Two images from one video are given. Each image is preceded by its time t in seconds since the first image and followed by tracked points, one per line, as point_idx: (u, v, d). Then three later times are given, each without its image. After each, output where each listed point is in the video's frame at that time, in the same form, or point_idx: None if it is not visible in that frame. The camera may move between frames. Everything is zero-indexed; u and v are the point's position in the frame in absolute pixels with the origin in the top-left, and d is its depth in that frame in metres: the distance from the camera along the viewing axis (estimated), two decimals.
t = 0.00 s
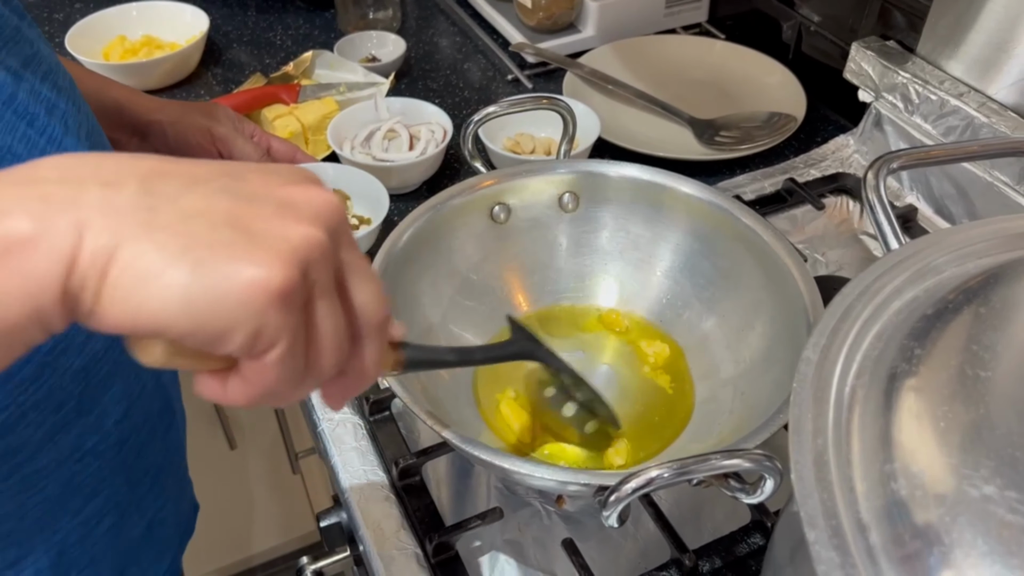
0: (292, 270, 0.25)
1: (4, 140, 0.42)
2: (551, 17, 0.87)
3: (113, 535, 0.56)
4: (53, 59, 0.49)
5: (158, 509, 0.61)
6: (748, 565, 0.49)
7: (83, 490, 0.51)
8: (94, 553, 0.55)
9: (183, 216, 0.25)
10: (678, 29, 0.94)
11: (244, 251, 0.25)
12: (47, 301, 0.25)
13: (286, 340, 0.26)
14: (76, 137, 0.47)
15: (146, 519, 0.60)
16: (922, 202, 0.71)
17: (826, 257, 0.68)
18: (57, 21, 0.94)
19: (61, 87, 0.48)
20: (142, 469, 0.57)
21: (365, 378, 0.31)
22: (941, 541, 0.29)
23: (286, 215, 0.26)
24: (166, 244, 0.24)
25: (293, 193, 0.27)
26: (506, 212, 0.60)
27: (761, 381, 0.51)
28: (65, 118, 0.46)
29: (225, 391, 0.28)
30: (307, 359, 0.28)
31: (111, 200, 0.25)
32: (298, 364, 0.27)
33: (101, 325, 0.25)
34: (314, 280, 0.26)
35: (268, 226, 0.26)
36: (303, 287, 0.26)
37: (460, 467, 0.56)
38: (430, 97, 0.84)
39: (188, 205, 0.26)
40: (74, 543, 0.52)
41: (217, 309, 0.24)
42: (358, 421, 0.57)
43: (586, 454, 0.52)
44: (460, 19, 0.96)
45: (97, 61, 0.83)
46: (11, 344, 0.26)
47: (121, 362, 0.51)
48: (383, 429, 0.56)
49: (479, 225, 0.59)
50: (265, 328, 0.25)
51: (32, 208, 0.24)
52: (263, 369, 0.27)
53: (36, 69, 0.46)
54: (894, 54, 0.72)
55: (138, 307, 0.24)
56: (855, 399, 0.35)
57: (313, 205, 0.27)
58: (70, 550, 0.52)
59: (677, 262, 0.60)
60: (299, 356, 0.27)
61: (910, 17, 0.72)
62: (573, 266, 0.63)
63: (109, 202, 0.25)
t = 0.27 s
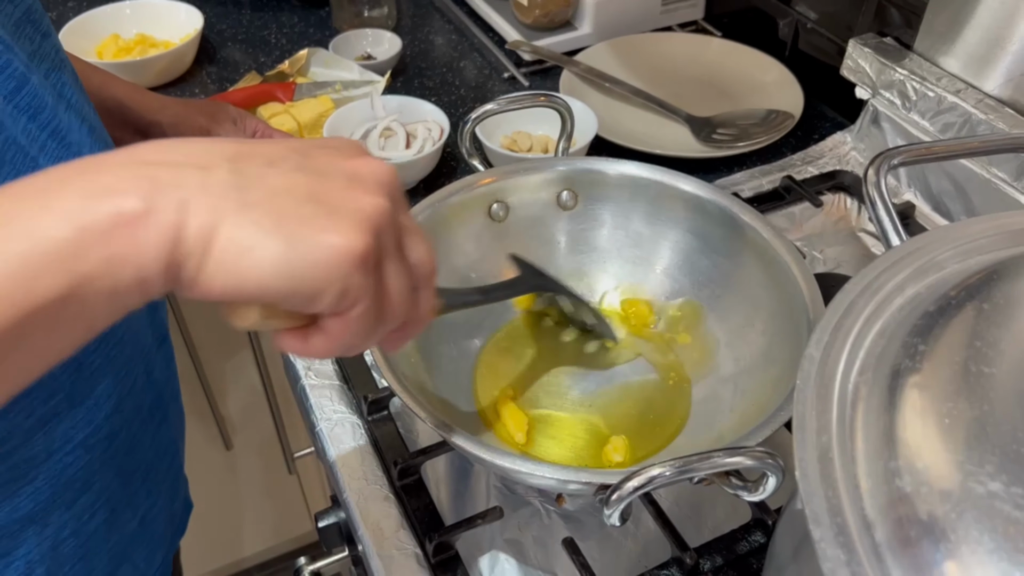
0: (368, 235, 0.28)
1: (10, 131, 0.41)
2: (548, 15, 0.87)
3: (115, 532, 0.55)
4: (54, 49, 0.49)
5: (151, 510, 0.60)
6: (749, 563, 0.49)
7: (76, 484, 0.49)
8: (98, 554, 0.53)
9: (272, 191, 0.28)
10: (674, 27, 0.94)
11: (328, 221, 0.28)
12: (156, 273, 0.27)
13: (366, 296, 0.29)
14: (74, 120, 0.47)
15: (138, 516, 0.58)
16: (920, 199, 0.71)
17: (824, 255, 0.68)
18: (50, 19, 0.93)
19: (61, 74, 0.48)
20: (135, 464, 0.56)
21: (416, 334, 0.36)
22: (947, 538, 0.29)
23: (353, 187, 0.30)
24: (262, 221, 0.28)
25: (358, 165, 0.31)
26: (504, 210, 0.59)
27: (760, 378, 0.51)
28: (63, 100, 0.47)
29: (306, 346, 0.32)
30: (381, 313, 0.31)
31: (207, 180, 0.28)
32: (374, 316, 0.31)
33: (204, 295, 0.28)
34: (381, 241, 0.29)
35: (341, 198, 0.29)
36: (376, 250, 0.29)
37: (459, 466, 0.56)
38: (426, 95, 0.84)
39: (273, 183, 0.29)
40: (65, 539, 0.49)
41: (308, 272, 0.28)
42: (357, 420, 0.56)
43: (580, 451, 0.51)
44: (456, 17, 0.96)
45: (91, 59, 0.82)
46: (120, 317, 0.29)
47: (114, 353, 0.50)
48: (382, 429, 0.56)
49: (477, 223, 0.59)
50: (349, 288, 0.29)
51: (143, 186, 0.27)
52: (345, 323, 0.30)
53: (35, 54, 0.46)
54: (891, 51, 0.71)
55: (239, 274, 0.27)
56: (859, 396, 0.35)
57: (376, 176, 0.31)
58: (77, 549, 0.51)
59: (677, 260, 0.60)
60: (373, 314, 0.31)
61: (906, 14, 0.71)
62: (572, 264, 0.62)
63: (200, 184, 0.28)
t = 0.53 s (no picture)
0: (406, 259, 0.30)
1: None
2: (542, 12, 0.87)
3: (89, 526, 0.54)
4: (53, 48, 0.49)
5: (130, 510, 0.59)
6: (746, 561, 0.48)
7: (53, 487, 0.48)
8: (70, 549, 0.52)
9: (312, 216, 0.30)
10: (668, 25, 0.94)
11: (368, 246, 0.30)
12: (192, 295, 0.29)
13: (404, 322, 0.32)
14: (68, 112, 0.47)
15: (120, 519, 0.57)
16: (915, 196, 0.71)
17: (819, 252, 0.68)
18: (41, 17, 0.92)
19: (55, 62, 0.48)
20: (117, 466, 0.55)
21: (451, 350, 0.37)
22: (946, 535, 0.29)
23: (392, 213, 0.31)
24: (297, 246, 0.29)
25: (397, 190, 0.32)
26: (500, 207, 0.59)
27: (756, 376, 0.51)
28: (57, 90, 0.46)
29: (343, 366, 0.35)
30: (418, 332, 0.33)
31: (245, 204, 0.29)
32: (409, 339, 0.33)
33: (247, 315, 0.30)
34: (416, 267, 0.31)
35: (381, 223, 0.31)
36: (413, 272, 0.31)
37: (455, 465, 0.56)
38: (420, 92, 0.84)
39: (312, 208, 0.30)
40: (40, 543, 0.49)
41: (347, 297, 0.29)
42: (352, 419, 0.56)
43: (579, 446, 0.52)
44: (449, 15, 0.96)
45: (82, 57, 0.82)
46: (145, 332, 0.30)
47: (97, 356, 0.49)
48: (376, 427, 0.55)
49: (472, 221, 0.59)
50: (387, 312, 0.30)
51: (180, 211, 0.28)
52: (384, 346, 0.33)
53: (32, 43, 0.46)
54: (885, 48, 0.71)
55: (282, 298, 0.29)
56: (857, 394, 0.35)
57: (410, 195, 0.32)
58: (44, 543, 0.50)
59: (673, 257, 0.60)
60: (411, 336, 0.33)
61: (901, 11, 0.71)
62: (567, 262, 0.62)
63: (241, 210, 0.29)
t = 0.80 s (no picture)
0: (379, 244, 0.25)
1: None
2: (537, 11, 0.87)
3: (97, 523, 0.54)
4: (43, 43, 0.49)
5: (135, 511, 0.59)
6: (744, 561, 0.48)
7: (60, 482, 0.48)
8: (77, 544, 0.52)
9: (262, 191, 0.26)
10: (663, 24, 0.94)
11: (331, 222, 0.25)
12: (115, 286, 0.25)
13: (380, 318, 0.26)
14: (45, 124, 0.45)
15: (124, 514, 0.57)
16: (910, 195, 0.71)
17: (815, 251, 0.68)
18: (33, 17, 0.92)
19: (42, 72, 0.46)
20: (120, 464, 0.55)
21: (437, 375, 0.31)
22: (946, 535, 0.29)
23: (364, 191, 0.27)
24: (237, 225, 0.24)
25: (373, 169, 0.28)
26: (495, 208, 0.59)
27: (754, 375, 0.51)
28: (37, 99, 0.44)
29: (314, 387, 0.29)
30: (397, 341, 0.27)
31: (182, 178, 0.25)
32: (387, 348, 0.27)
33: (177, 315, 0.25)
34: (393, 258, 0.26)
35: (348, 200, 0.26)
36: (389, 263, 0.26)
37: (452, 465, 0.55)
38: (415, 92, 0.83)
39: (266, 183, 0.26)
40: (48, 537, 0.49)
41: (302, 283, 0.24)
42: (348, 421, 0.56)
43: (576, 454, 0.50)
44: (444, 14, 0.95)
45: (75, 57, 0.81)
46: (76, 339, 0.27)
47: (101, 350, 0.50)
48: (373, 429, 0.55)
49: (468, 221, 0.58)
50: (356, 305, 0.25)
51: (97, 184, 0.25)
52: (353, 352, 0.27)
53: (22, 50, 0.44)
54: (881, 47, 0.72)
55: (222, 287, 0.24)
56: (855, 393, 0.35)
57: (389, 179, 0.28)
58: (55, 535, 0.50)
59: (670, 257, 0.60)
60: (388, 346, 0.27)
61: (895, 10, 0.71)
62: (564, 262, 0.62)
63: (170, 185, 0.25)
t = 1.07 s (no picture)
0: (431, 187, 0.26)
1: None
2: (534, 12, 0.87)
3: (60, 525, 0.53)
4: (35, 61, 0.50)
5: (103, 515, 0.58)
6: (744, 564, 0.48)
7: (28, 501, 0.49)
8: (38, 546, 0.52)
9: (308, 121, 0.26)
10: (660, 25, 0.94)
11: (389, 162, 0.26)
12: (140, 200, 0.23)
13: (428, 267, 0.26)
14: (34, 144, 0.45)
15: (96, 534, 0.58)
16: (907, 196, 0.71)
17: (813, 252, 0.68)
18: (27, 18, 0.91)
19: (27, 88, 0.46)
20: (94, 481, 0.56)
21: (442, 377, 0.33)
22: (948, 540, 0.29)
23: (414, 146, 0.29)
24: (279, 153, 0.24)
25: (411, 134, 0.30)
26: (494, 210, 0.59)
27: (753, 378, 0.51)
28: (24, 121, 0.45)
29: (334, 361, 0.29)
30: (439, 309, 0.28)
31: (216, 92, 0.25)
32: (426, 310, 0.27)
33: (202, 247, 0.24)
34: (444, 217, 0.27)
35: (397, 147, 0.28)
36: (439, 212, 0.27)
37: (451, 468, 0.55)
38: (412, 93, 0.83)
39: (309, 117, 0.26)
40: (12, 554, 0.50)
41: (363, 214, 0.25)
42: (347, 424, 0.55)
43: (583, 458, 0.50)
44: (440, 15, 0.95)
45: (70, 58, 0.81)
46: (76, 283, 0.23)
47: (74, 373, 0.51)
48: (371, 433, 0.55)
49: (466, 223, 0.58)
50: (405, 251, 0.25)
51: (116, 88, 0.23)
52: (389, 308, 0.27)
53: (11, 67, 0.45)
54: (877, 48, 0.72)
55: (265, 212, 0.24)
56: (856, 397, 0.35)
57: (425, 141, 0.30)
58: (13, 534, 0.49)
59: (669, 259, 0.59)
60: (423, 306, 0.27)
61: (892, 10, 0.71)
62: (562, 265, 0.62)
63: (205, 95, 0.24)
